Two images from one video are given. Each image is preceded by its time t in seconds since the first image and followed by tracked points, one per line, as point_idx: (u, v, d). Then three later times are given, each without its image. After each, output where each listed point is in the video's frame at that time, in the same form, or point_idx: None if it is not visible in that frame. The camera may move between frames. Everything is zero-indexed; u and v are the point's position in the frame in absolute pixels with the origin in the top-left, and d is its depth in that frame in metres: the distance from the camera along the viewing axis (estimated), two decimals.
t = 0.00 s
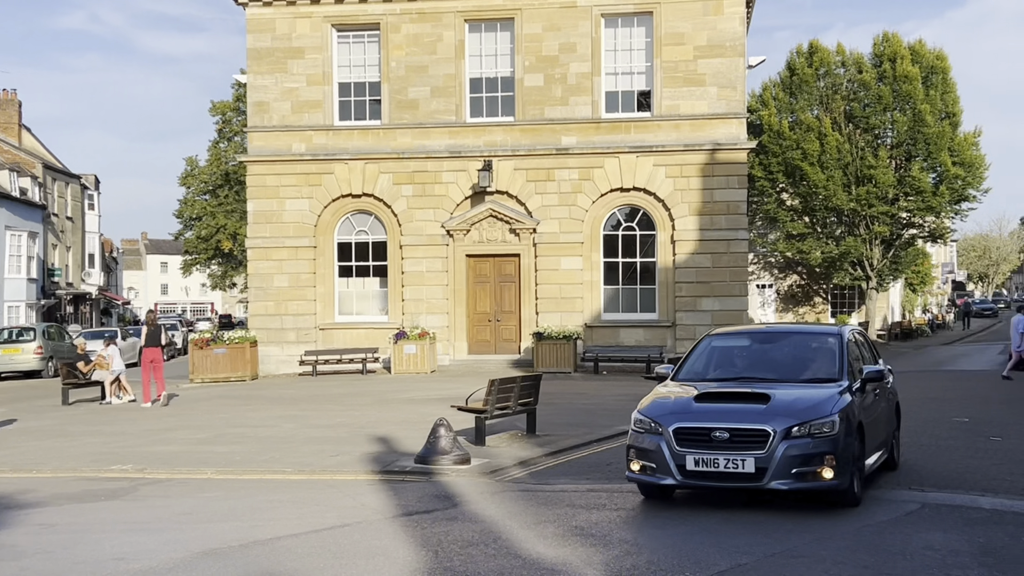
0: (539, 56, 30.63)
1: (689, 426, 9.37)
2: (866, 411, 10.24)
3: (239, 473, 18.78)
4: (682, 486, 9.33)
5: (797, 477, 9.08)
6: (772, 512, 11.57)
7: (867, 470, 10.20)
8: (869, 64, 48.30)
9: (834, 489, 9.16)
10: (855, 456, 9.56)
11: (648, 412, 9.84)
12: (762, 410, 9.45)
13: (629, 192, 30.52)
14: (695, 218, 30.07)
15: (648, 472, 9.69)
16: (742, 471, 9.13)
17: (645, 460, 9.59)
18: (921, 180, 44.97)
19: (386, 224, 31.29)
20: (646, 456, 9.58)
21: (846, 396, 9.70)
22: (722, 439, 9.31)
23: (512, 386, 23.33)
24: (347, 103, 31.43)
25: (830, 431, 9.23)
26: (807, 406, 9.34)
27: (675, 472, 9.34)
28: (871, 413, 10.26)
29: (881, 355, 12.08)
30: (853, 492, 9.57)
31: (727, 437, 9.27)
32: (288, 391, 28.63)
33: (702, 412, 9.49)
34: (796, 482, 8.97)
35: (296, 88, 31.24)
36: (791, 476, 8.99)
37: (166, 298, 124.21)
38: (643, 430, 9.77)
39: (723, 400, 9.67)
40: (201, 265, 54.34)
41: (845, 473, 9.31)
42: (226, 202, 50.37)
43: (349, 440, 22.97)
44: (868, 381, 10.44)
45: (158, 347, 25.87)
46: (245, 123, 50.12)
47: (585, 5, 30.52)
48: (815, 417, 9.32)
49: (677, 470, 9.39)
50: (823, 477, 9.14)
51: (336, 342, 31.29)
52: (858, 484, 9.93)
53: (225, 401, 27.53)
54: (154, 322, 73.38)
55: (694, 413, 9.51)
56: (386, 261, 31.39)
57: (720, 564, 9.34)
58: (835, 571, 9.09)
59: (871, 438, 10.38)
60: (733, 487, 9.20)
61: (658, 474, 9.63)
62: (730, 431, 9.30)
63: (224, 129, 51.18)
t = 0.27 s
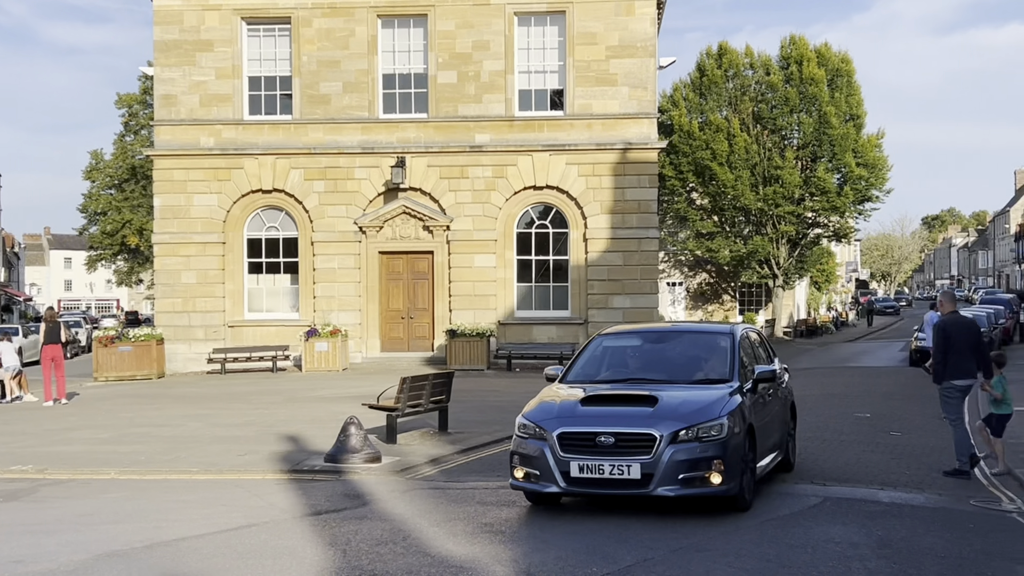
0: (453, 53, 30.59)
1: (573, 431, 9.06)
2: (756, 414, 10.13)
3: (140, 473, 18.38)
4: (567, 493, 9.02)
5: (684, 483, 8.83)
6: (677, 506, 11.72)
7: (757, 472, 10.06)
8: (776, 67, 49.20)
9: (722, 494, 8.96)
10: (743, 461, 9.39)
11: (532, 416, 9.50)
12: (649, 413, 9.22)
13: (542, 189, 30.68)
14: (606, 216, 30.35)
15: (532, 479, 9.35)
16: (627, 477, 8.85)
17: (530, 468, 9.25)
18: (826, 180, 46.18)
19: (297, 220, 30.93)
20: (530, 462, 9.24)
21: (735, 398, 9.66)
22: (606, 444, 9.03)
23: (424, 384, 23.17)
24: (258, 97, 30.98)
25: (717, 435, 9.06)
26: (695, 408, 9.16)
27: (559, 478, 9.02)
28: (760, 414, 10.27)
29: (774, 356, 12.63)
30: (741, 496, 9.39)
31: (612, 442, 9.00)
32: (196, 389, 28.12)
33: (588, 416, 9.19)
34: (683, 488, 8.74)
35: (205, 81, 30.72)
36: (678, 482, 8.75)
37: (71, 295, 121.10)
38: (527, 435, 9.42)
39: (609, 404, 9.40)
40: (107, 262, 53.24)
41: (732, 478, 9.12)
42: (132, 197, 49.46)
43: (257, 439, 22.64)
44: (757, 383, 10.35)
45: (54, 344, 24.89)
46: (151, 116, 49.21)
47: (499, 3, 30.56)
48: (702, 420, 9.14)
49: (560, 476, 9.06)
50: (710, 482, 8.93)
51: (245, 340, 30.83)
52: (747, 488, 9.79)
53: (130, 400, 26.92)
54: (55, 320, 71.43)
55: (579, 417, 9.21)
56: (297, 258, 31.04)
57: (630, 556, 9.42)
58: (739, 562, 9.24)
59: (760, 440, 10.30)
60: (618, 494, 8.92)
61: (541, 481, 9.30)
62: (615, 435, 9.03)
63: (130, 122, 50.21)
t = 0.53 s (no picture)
0: (368, 49, 30.38)
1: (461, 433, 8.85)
2: (654, 413, 10.19)
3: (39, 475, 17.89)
4: (455, 498, 8.82)
5: (576, 487, 8.70)
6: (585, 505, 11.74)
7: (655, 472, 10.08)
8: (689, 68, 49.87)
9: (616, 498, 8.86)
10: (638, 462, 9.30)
11: (419, 418, 9.26)
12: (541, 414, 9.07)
13: (459, 187, 30.63)
14: (522, 214, 30.43)
15: (417, 484, 9.11)
16: (517, 481, 8.68)
17: (415, 472, 9.01)
18: (738, 181, 47.10)
19: (208, 216, 30.42)
20: (415, 467, 8.99)
21: (632, 396, 9.70)
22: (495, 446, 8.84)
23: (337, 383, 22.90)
24: (167, 90, 30.40)
25: (612, 436, 8.96)
26: (588, 409, 9.04)
27: (445, 484, 8.80)
28: (658, 413, 10.35)
29: (679, 357, 12.85)
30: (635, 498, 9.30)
31: (502, 444, 8.82)
32: (103, 388, 27.50)
33: (476, 418, 9.00)
34: (574, 493, 8.61)
35: (113, 74, 30.07)
36: (569, 486, 8.62)
37: None
38: (413, 438, 9.19)
39: (499, 404, 9.23)
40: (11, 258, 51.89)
41: (627, 481, 9.02)
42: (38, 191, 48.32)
43: (164, 439, 22.21)
44: (656, 382, 10.38)
45: None
46: (57, 109, 48.10)
47: None
48: (595, 420, 9.03)
49: (447, 482, 8.85)
50: (603, 485, 8.82)
51: (154, 338, 30.23)
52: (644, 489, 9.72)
53: (33, 400, 26.20)
54: None
55: (468, 418, 9.01)
56: (209, 255, 30.52)
57: (543, 552, 9.38)
58: (650, 557, 9.22)
59: (659, 442, 10.29)
60: (507, 498, 8.75)
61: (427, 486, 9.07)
62: (504, 438, 8.84)
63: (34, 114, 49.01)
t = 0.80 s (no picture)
0: (286, 45, 30.05)
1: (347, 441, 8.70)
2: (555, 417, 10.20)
3: None
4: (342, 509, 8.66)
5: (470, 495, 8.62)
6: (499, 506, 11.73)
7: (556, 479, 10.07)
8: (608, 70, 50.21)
9: (513, 505, 8.80)
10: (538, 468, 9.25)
11: (304, 426, 9.07)
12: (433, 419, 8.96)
13: (378, 185, 30.46)
14: (443, 213, 30.39)
15: (302, 496, 8.92)
16: (407, 490, 8.55)
17: (298, 483, 8.83)
18: (656, 181, 47.67)
19: (121, 213, 29.82)
20: (300, 477, 8.80)
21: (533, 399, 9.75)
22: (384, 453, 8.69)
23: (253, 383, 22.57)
24: (79, 85, 29.73)
25: (508, 441, 8.89)
26: (482, 414, 8.97)
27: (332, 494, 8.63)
28: (560, 417, 10.38)
29: (587, 359, 13.04)
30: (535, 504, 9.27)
31: (391, 451, 8.67)
32: (10, 389, 26.77)
33: (364, 424, 8.84)
34: (468, 502, 8.53)
35: (22, 67, 29.33)
36: (462, 495, 8.53)
37: None
38: (298, 447, 8.99)
39: (390, 410, 9.10)
40: None
41: (525, 488, 8.97)
42: None
43: (74, 441, 21.70)
44: (560, 385, 10.47)
45: None
46: None
47: None
48: (490, 425, 8.95)
49: (334, 492, 8.68)
50: (499, 493, 8.76)
51: (65, 338, 29.53)
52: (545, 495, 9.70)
53: None
54: None
55: (355, 425, 8.87)
56: (122, 252, 29.91)
57: (457, 551, 9.33)
58: (568, 555, 9.16)
59: (560, 446, 10.31)
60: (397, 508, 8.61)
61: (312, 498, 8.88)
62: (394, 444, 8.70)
63: None
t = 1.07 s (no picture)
0: (206, 43, 29.63)
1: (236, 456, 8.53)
2: (463, 423, 10.14)
3: None
4: (229, 527, 8.51)
5: (368, 512, 8.53)
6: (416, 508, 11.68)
7: (464, 489, 10.01)
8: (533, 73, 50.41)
9: (414, 522, 8.72)
10: (442, 480, 9.19)
11: (189, 438, 8.87)
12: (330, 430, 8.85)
13: (300, 186, 30.19)
14: (366, 214, 30.24)
15: (186, 512, 8.75)
16: (299, 507, 8.43)
17: (181, 499, 8.64)
18: (580, 184, 48.05)
19: (35, 212, 29.17)
20: (184, 493, 8.62)
21: (438, 405, 9.70)
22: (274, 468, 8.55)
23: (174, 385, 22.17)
24: None
25: (410, 454, 8.80)
26: (381, 425, 8.88)
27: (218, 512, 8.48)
28: (468, 422, 10.33)
29: (499, 358, 13.04)
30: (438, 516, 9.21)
31: (282, 466, 8.54)
32: None
33: (255, 437, 8.68)
34: (366, 520, 8.44)
35: None
36: (359, 513, 8.44)
37: None
38: (183, 460, 8.79)
39: (285, 420, 8.95)
40: None
41: (427, 503, 8.91)
42: None
43: None
44: (469, 386, 10.44)
45: None
46: None
47: None
48: (391, 436, 8.86)
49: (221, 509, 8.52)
50: (399, 510, 8.68)
51: None
52: (450, 504, 9.65)
53: None
54: None
55: (244, 438, 8.71)
56: (36, 253, 29.26)
57: (376, 554, 9.27)
58: (491, 558, 9.09)
59: (468, 454, 10.24)
60: (288, 525, 8.49)
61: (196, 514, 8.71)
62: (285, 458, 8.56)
63: None
